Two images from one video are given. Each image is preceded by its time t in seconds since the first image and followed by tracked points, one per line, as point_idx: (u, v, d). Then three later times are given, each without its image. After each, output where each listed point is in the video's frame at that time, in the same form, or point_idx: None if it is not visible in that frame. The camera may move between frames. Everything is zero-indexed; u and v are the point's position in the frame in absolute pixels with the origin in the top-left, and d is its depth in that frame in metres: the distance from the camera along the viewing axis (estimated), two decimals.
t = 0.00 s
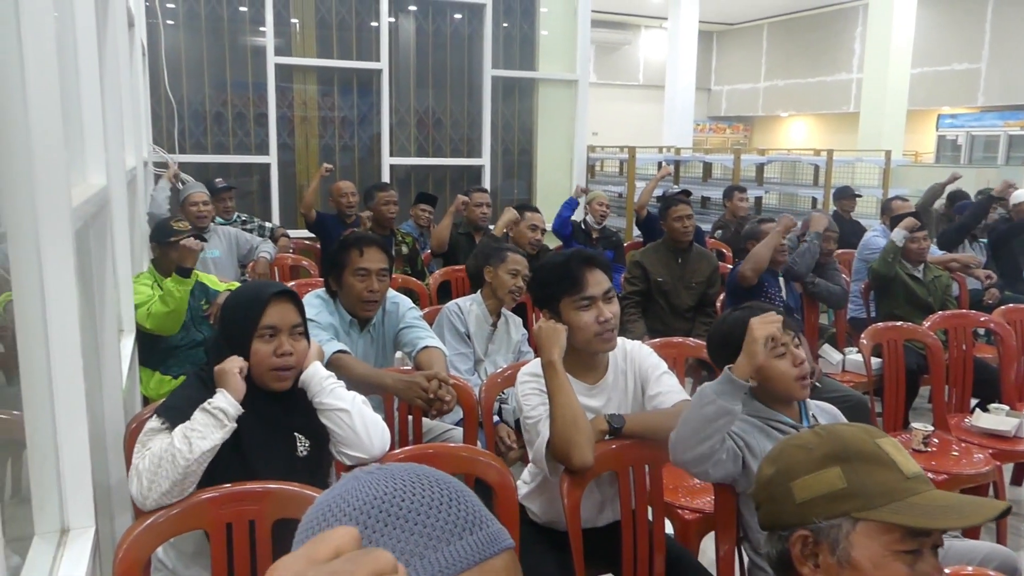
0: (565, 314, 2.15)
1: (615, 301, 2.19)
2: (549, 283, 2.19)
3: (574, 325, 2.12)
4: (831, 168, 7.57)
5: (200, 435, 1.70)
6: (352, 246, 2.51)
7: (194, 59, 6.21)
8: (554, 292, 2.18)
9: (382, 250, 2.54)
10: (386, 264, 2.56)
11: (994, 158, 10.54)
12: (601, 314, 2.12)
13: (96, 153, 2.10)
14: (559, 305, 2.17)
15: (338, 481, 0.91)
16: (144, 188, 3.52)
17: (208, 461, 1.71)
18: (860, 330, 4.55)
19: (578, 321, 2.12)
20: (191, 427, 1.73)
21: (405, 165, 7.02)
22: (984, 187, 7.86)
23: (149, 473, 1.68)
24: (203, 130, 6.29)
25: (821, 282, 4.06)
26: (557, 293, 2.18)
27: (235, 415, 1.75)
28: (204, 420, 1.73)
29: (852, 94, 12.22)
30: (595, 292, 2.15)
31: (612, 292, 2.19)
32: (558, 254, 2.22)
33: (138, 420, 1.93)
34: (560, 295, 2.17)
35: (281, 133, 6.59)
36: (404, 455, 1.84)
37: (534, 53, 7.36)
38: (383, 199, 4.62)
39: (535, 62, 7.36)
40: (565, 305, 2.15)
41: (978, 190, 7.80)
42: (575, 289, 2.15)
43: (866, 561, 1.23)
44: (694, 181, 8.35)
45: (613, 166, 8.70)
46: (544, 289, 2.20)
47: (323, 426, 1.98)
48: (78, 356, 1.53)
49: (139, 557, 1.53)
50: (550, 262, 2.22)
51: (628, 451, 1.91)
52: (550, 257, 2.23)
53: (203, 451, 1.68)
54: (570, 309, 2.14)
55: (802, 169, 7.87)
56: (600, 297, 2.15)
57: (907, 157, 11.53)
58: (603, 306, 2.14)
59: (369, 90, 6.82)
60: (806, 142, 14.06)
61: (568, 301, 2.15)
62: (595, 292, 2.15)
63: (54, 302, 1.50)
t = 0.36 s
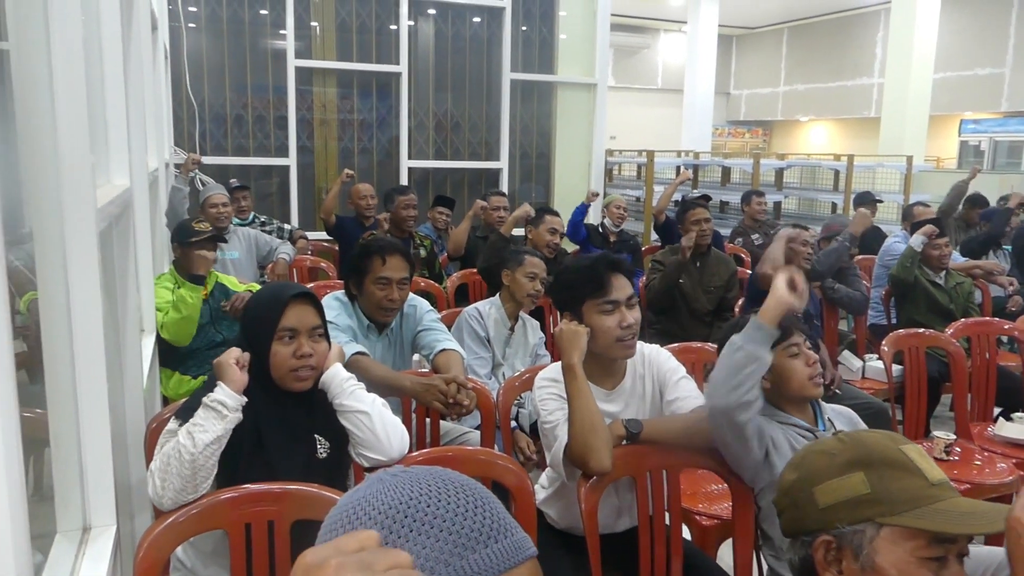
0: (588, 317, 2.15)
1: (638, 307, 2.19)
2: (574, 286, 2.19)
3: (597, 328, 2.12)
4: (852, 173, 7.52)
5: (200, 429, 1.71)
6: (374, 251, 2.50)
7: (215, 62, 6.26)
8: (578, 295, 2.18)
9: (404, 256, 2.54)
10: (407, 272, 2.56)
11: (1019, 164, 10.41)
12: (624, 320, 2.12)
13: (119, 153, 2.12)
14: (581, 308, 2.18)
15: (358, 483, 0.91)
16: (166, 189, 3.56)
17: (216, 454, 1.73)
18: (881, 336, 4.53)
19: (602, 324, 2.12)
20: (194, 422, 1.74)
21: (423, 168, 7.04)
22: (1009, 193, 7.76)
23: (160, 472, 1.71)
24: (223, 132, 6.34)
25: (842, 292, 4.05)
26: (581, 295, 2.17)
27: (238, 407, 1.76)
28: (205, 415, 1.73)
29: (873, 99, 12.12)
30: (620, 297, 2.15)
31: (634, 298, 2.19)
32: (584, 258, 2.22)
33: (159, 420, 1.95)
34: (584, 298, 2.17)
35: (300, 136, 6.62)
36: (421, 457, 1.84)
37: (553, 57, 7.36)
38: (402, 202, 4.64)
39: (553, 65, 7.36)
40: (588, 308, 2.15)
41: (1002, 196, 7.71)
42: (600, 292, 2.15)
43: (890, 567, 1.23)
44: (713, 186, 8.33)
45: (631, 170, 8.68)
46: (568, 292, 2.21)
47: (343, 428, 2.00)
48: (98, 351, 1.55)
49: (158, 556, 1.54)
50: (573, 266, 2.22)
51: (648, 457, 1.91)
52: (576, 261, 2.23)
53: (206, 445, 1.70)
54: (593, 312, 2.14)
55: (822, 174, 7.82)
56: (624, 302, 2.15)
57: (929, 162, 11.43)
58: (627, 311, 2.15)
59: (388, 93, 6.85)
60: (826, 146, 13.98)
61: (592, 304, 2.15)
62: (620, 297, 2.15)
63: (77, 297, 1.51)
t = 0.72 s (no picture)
0: (607, 319, 2.16)
1: (658, 311, 2.19)
2: (592, 287, 2.20)
3: (616, 330, 2.13)
4: (866, 177, 7.49)
5: (272, 471, 1.69)
6: (388, 258, 2.50)
7: (229, 64, 6.28)
8: (596, 296, 2.18)
9: (419, 262, 2.55)
10: (421, 279, 2.56)
11: None
12: (644, 323, 2.13)
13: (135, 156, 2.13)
14: (601, 309, 2.18)
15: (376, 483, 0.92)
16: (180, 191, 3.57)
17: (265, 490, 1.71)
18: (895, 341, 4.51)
19: (621, 326, 2.12)
20: (264, 454, 1.72)
21: (435, 170, 7.05)
22: None
23: (208, 476, 1.64)
24: (237, 134, 6.37)
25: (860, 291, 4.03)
26: (600, 297, 2.18)
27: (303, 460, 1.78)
28: (279, 455, 1.73)
29: (887, 102, 12.06)
30: (640, 300, 2.16)
31: (654, 302, 2.20)
32: (604, 260, 2.22)
33: (173, 421, 1.96)
34: (603, 300, 2.17)
35: (313, 138, 6.63)
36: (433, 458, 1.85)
37: (566, 60, 7.35)
38: (414, 203, 4.65)
39: (566, 69, 7.35)
40: (609, 310, 2.16)
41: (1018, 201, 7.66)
42: (619, 293, 2.15)
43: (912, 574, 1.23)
44: (725, 189, 8.31)
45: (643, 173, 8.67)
46: (587, 294, 2.21)
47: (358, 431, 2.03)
48: (113, 349, 1.56)
49: (173, 556, 1.55)
50: (592, 268, 2.22)
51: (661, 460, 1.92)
52: (596, 264, 2.24)
53: (271, 487, 1.68)
54: (613, 314, 2.15)
55: (835, 177, 7.79)
56: (644, 305, 2.16)
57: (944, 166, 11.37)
58: (647, 314, 2.15)
59: (400, 96, 6.86)
60: (839, 150, 13.94)
61: (611, 306, 2.15)
62: (640, 300, 2.16)
63: (93, 297, 1.51)
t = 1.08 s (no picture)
0: (620, 320, 2.22)
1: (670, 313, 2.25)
2: (607, 287, 2.26)
3: (629, 331, 2.19)
4: (871, 179, 7.48)
5: (290, 485, 1.73)
6: (393, 257, 2.50)
7: (235, 65, 6.29)
8: (611, 296, 2.24)
9: (423, 260, 2.55)
10: (426, 277, 2.56)
11: None
12: (657, 325, 2.19)
13: (143, 156, 2.14)
14: (613, 309, 2.24)
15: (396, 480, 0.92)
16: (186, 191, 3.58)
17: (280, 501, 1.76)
18: (901, 344, 4.51)
19: (634, 328, 2.19)
20: (290, 466, 1.76)
21: (440, 172, 7.06)
22: None
23: (230, 474, 1.72)
24: (243, 135, 6.37)
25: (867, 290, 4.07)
26: (614, 297, 2.24)
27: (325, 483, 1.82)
28: (303, 470, 1.77)
29: (893, 105, 12.05)
30: (653, 302, 2.22)
31: (666, 306, 2.26)
32: (620, 262, 2.27)
33: (183, 419, 2.09)
34: (616, 301, 2.23)
35: (319, 139, 6.64)
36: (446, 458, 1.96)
37: (572, 61, 7.35)
38: (421, 204, 4.65)
39: (572, 70, 7.35)
40: (622, 311, 2.22)
41: None
42: (634, 295, 2.22)
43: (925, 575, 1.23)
44: (731, 191, 8.32)
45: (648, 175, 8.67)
46: (599, 294, 2.26)
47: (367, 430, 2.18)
48: (121, 350, 1.56)
49: (181, 554, 1.62)
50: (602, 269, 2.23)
51: (667, 462, 2.01)
52: (610, 265, 2.28)
53: (286, 500, 1.73)
54: (626, 315, 2.21)
55: (841, 180, 7.79)
56: (657, 308, 2.22)
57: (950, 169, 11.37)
58: (660, 316, 2.21)
59: (406, 97, 6.86)
60: (844, 152, 13.96)
61: (624, 307, 2.22)
62: (654, 301, 2.22)
63: (102, 297, 1.51)
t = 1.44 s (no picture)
0: (626, 317, 2.26)
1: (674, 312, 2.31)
2: (612, 285, 2.30)
3: (635, 328, 2.23)
4: (876, 180, 7.47)
5: (295, 481, 1.75)
6: (397, 256, 2.51)
7: (240, 64, 6.30)
8: (616, 293, 2.29)
9: (426, 258, 2.55)
10: (429, 276, 2.57)
11: None
12: (662, 323, 2.24)
13: (150, 156, 2.15)
14: (620, 307, 2.28)
15: (382, 490, 0.95)
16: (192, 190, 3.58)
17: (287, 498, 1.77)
18: (905, 345, 4.51)
19: (639, 325, 2.23)
20: (294, 463, 1.78)
21: (444, 171, 7.06)
22: None
23: (235, 472, 1.74)
24: (248, 134, 6.38)
25: (872, 294, 4.10)
26: (619, 293, 2.28)
27: (331, 480, 1.83)
28: (307, 467, 1.79)
29: (898, 105, 12.04)
30: (658, 299, 2.27)
31: (669, 305, 2.32)
32: (626, 260, 2.33)
33: (186, 419, 2.28)
34: (622, 299, 2.28)
35: (323, 138, 6.64)
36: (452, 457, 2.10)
37: (577, 61, 7.35)
38: (426, 204, 4.66)
39: (576, 70, 7.36)
40: (628, 308, 2.26)
41: None
42: (640, 292, 2.27)
43: None
44: (735, 192, 8.32)
45: (652, 175, 8.67)
46: (605, 292, 2.31)
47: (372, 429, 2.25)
48: (128, 349, 1.57)
49: (187, 552, 1.63)
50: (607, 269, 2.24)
51: (673, 462, 2.03)
52: (616, 265, 2.33)
53: (291, 496, 1.74)
54: (633, 312, 2.26)
55: (845, 180, 7.78)
56: (662, 305, 2.28)
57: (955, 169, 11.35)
58: (665, 315, 2.26)
59: (410, 96, 6.86)
60: (848, 153, 13.95)
61: (630, 304, 2.26)
62: (658, 299, 2.28)
63: (110, 296, 1.52)
